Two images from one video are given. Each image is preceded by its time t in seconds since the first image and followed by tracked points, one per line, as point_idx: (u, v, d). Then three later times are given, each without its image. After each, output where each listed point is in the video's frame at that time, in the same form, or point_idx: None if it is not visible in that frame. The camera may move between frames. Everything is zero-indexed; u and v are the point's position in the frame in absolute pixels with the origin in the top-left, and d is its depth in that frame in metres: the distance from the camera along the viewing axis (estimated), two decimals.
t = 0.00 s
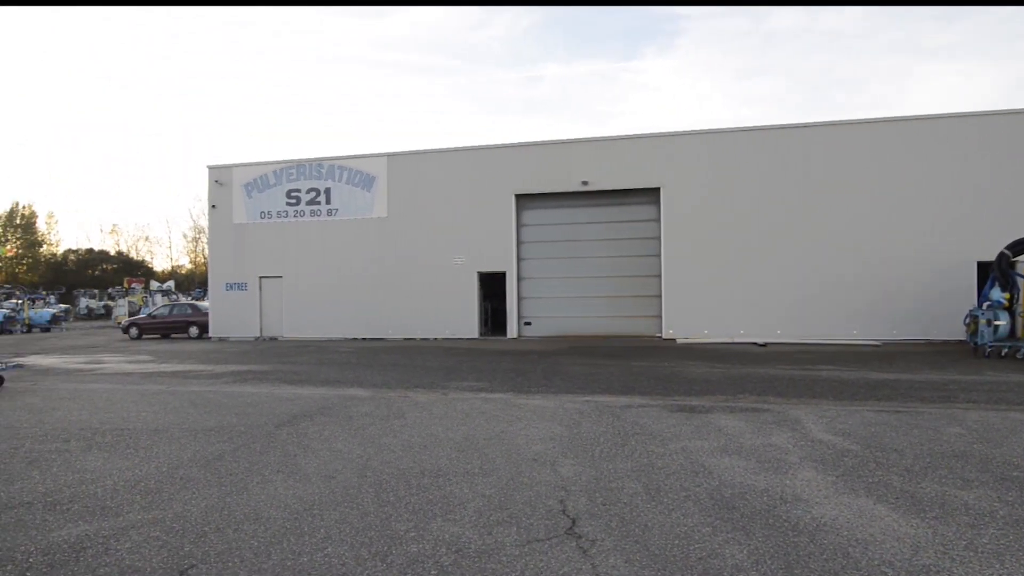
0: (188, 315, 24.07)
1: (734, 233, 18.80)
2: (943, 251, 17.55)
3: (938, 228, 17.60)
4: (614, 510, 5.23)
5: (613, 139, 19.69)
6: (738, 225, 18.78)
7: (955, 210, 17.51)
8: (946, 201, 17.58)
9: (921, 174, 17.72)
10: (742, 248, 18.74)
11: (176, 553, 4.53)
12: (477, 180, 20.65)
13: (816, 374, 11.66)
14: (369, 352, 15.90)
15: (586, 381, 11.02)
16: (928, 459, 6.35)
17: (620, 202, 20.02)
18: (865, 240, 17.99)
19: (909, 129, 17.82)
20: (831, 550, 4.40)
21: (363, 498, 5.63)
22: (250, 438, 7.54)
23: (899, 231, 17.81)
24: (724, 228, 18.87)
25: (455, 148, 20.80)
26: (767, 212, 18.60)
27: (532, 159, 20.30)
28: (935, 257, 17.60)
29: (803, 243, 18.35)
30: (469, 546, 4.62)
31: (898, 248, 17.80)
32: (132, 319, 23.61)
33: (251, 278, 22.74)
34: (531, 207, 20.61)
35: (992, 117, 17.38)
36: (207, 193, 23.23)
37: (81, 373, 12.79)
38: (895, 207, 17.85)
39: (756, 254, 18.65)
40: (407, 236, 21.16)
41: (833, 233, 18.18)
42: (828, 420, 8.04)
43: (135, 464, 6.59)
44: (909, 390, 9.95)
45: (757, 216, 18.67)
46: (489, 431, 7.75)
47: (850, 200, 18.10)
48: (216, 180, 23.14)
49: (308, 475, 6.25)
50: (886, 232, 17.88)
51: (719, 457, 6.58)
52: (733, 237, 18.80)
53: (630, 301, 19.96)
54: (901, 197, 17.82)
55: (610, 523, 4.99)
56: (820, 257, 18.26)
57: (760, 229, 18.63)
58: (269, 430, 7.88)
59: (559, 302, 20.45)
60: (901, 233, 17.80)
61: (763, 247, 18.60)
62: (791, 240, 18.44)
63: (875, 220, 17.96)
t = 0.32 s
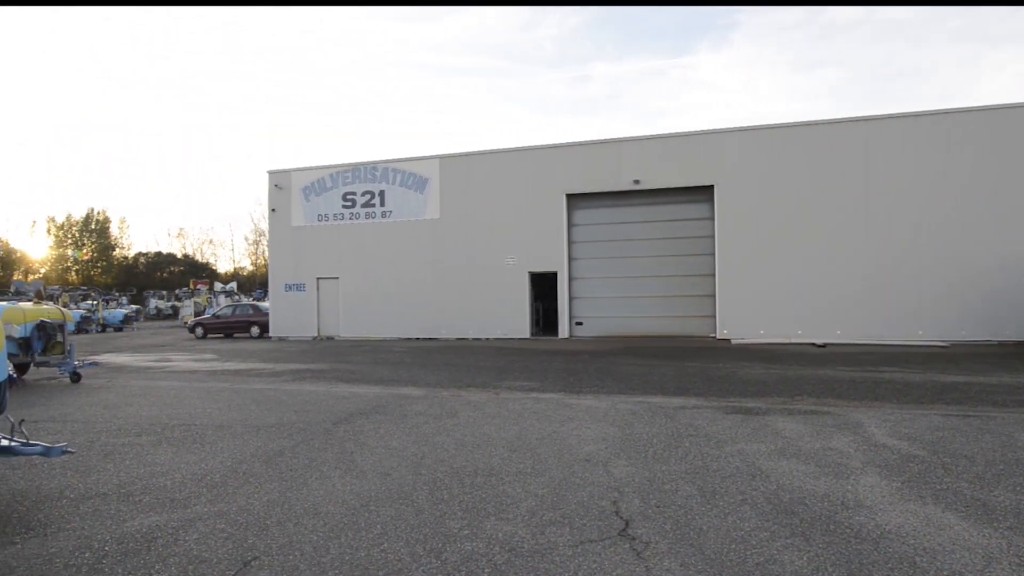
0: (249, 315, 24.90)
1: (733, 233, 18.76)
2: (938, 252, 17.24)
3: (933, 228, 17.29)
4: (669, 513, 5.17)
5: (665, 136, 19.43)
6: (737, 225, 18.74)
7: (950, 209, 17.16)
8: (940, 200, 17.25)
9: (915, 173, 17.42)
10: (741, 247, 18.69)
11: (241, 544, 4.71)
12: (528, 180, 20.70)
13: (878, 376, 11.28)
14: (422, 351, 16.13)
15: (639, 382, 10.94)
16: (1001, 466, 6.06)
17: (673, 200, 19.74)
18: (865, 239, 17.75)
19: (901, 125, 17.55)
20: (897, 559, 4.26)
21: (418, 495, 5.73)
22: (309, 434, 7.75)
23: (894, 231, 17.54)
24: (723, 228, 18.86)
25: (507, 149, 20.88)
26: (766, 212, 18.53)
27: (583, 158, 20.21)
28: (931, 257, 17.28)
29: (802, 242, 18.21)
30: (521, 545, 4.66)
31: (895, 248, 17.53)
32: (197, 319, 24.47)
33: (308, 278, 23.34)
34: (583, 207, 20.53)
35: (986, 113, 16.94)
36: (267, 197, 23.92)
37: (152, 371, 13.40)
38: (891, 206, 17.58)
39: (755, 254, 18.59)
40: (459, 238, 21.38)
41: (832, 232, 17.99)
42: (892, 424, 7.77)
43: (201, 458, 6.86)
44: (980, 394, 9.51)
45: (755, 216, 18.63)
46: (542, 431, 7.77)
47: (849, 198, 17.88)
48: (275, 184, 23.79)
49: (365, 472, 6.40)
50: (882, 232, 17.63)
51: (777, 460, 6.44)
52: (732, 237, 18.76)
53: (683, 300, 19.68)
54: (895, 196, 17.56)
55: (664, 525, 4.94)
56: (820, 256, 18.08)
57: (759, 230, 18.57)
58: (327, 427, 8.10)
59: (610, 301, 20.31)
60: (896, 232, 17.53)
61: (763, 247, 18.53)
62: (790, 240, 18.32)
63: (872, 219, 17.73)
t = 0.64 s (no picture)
0: (302, 315, 25.54)
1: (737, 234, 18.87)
2: (938, 251, 17.00)
3: (933, 228, 17.05)
4: (720, 516, 5.10)
5: (715, 134, 19.12)
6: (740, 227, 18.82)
7: (950, 208, 16.90)
8: (939, 198, 17.01)
9: (912, 172, 17.23)
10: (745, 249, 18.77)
11: (296, 539, 4.85)
12: (576, 180, 20.65)
13: (940, 378, 10.86)
14: (469, 350, 16.26)
15: (688, 383, 10.78)
16: None
17: (724, 198, 19.40)
18: (867, 239, 17.59)
19: (896, 124, 17.39)
20: (962, 569, 4.09)
21: (467, 494, 5.79)
22: (361, 432, 7.91)
23: (893, 231, 17.37)
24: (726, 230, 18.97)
25: (555, 148, 20.88)
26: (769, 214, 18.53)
27: (631, 157, 20.05)
28: (932, 257, 17.05)
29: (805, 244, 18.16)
30: (570, 546, 4.66)
31: (894, 249, 17.35)
32: (254, 319, 25.17)
33: (359, 279, 23.79)
34: (632, 206, 20.36)
35: (981, 108, 16.64)
36: (320, 200, 24.48)
37: (211, 369, 13.87)
38: (889, 206, 17.42)
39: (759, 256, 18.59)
40: (508, 237, 21.45)
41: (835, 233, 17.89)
42: (956, 429, 7.47)
43: (258, 454, 7.07)
44: None
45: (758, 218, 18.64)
46: (590, 432, 7.73)
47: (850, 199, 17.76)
48: (327, 187, 24.33)
49: (415, 469, 6.50)
50: (881, 232, 17.48)
51: (833, 464, 6.28)
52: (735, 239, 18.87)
53: (735, 300, 19.31)
54: (893, 196, 17.39)
55: (716, 529, 4.87)
56: (823, 258, 18.01)
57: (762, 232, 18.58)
58: (378, 425, 8.24)
59: (659, 301, 20.08)
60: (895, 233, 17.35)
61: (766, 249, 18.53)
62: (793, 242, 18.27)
63: (873, 220, 17.56)
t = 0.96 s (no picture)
0: (344, 315, 25.97)
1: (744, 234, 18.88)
2: (938, 251, 16.86)
3: (932, 228, 16.93)
4: (764, 520, 5.02)
5: (757, 131, 18.81)
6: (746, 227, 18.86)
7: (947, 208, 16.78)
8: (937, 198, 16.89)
9: (910, 172, 17.14)
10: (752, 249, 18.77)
11: (339, 535, 4.94)
12: (614, 180, 20.52)
13: (994, 380, 10.48)
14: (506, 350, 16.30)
15: (730, 384, 10.61)
16: None
17: (766, 196, 19.05)
18: (866, 240, 17.56)
19: (891, 124, 17.36)
20: None
21: (506, 493, 5.82)
22: (401, 431, 8.01)
23: (893, 231, 17.28)
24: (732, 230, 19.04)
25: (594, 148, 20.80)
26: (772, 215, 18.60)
27: (670, 156, 19.84)
28: (932, 256, 16.91)
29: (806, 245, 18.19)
30: (610, 547, 4.65)
31: (894, 249, 17.27)
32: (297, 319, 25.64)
33: (399, 279, 24.06)
34: (672, 205, 20.13)
35: (975, 108, 16.54)
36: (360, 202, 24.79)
37: (256, 368, 14.18)
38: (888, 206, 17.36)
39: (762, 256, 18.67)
40: (546, 238, 21.45)
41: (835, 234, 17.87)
42: (1012, 433, 7.20)
43: (302, 451, 7.22)
44: None
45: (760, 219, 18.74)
46: (628, 433, 7.69)
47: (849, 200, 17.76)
48: (368, 189, 24.64)
49: (454, 468, 6.56)
50: (880, 232, 17.42)
51: (880, 468, 6.13)
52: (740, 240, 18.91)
53: (778, 299, 18.95)
54: (892, 196, 17.31)
55: (759, 533, 4.80)
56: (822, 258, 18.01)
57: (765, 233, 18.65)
58: (418, 424, 8.33)
59: (698, 301, 19.84)
60: (895, 233, 17.26)
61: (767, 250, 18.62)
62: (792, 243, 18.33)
63: (871, 220, 17.52)
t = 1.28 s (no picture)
0: (389, 315, 26.35)
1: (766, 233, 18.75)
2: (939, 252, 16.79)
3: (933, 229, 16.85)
4: (815, 525, 4.91)
5: (805, 127, 18.39)
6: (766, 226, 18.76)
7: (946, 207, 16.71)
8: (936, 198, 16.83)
9: (909, 173, 17.15)
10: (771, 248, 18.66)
11: (387, 532, 5.02)
12: (657, 178, 20.33)
13: None
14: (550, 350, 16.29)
15: (779, 385, 10.39)
16: None
17: (815, 192, 18.60)
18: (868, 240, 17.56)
19: (886, 125, 17.43)
20: None
21: (551, 493, 5.82)
22: (446, 430, 8.09)
23: (893, 232, 17.28)
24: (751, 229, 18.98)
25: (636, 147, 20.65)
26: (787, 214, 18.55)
27: (715, 153, 19.54)
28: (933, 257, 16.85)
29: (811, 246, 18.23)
30: (656, 549, 4.61)
31: (895, 250, 17.26)
32: (344, 319, 26.12)
33: (444, 279, 24.28)
34: (718, 203, 19.80)
35: (961, 109, 16.58)
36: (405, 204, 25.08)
37: (306, 367, 14.47)
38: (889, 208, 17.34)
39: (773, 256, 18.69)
40: (589, 237, 21.38)
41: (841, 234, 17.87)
42: None
43: (350, 449, 7.36)
44: None
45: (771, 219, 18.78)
46: (673, 434, 7.61)
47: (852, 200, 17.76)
48: (412, 191, 24.92)
49: (498, 468, 6.59)
50: (880, 233, 17.42)
51: (938, 474, 5.93)
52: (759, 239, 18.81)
53: (829, 299, 18.48)
54: (891, 197, 17.33)
55: (811, 538, 4.70)
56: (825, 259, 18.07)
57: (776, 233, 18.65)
58: (463, 424, 8.39)
59: (745, 301, 19.49)
60: (894, 234, 17.27)
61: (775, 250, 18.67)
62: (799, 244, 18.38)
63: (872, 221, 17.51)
